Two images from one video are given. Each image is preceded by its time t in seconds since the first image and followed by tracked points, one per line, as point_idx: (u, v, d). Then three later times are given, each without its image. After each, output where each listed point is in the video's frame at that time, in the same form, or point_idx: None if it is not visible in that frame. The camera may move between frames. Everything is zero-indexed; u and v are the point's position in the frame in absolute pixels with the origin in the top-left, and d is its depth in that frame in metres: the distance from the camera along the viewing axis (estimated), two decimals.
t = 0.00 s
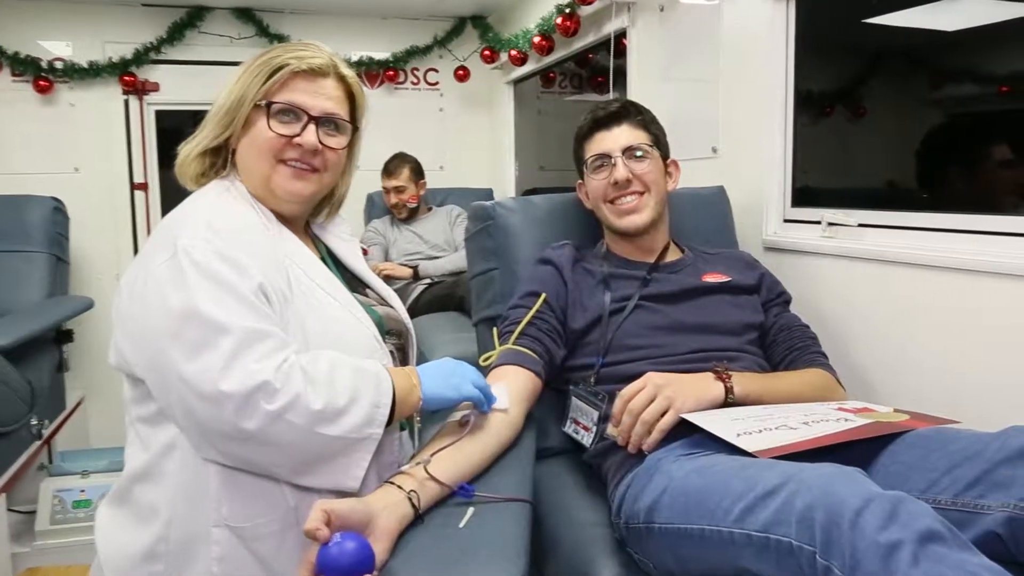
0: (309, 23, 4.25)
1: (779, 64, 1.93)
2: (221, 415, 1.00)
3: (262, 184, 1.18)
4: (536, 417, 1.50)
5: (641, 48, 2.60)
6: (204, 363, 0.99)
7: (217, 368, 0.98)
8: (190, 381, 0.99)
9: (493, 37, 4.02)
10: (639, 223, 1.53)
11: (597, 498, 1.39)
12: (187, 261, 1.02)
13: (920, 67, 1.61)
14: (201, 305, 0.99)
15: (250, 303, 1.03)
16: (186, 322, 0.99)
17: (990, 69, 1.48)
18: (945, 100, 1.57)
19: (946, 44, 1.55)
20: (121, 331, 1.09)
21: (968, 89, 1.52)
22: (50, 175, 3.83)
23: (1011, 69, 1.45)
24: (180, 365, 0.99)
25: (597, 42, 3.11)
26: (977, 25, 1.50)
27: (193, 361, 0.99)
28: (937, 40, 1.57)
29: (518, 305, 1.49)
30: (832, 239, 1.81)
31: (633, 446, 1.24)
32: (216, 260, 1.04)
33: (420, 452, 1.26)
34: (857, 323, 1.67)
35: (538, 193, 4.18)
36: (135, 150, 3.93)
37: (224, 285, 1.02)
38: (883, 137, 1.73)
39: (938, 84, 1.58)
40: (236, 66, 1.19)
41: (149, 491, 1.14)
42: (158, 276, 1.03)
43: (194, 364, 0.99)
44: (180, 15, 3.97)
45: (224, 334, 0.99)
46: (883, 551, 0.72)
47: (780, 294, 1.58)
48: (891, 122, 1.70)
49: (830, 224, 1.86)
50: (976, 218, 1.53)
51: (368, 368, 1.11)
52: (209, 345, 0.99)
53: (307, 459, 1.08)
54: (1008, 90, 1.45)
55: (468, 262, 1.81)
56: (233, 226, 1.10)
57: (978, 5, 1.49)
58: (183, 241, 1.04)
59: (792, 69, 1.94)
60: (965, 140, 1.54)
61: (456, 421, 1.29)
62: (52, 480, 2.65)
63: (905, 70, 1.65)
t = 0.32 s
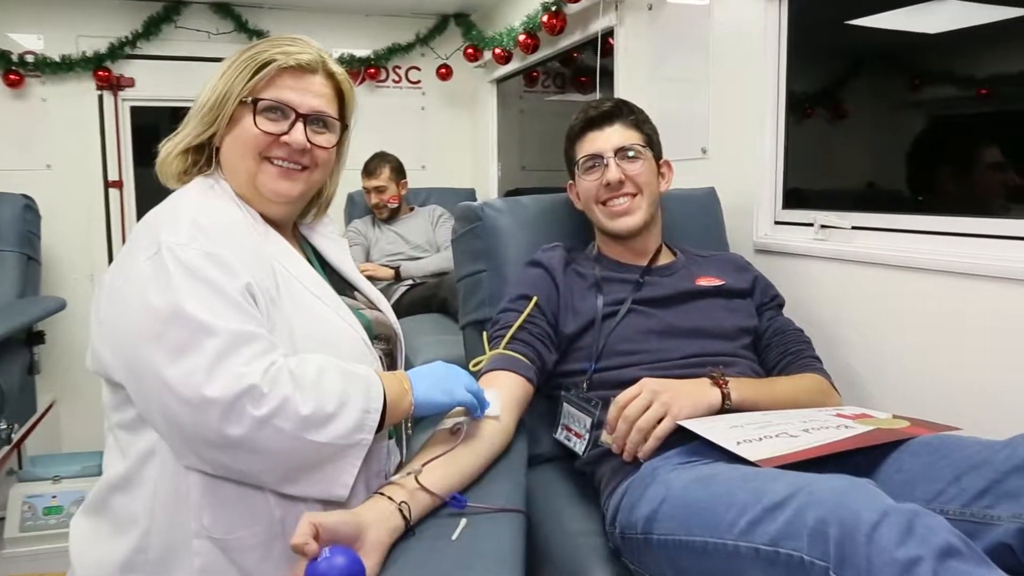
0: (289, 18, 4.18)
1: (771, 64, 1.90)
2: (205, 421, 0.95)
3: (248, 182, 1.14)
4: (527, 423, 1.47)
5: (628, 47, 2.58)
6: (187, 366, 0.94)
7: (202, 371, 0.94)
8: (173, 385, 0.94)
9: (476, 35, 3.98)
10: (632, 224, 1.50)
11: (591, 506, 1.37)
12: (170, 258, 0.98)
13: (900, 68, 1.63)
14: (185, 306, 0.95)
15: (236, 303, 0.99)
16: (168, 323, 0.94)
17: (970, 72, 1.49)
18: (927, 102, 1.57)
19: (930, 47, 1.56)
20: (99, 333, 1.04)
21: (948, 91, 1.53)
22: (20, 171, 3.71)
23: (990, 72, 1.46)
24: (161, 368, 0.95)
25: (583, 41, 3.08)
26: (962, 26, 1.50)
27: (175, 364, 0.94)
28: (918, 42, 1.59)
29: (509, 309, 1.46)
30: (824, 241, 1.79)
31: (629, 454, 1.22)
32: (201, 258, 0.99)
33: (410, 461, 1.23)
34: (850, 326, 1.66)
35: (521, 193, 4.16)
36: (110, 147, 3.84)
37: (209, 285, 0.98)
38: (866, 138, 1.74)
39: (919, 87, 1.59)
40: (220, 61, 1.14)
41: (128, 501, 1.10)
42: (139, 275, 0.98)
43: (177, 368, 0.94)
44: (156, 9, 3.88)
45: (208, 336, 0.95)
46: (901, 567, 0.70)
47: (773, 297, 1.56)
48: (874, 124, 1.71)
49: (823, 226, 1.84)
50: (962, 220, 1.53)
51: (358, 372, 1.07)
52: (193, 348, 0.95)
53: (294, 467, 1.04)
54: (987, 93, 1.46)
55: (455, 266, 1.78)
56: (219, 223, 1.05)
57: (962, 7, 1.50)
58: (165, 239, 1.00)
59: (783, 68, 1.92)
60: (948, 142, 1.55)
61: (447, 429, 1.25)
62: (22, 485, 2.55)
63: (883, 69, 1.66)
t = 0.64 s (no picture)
0: (267, 14, 4.09)
1: (767, 64, 1.88)
2: (196, 433, 0.90)
3: (244, 186, 1.09)
4: (525, 433, 1.43)
5: (618, 46, 2.56)
6: (178, 375, 0.89)
7: (194, 381, 0.89)
8: (162, 395, 0.89)
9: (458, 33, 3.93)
10: (632, 229, 1.47)
11: (592, 517, 1.33)
12: (162, 260, 0.93)
13: (881, 68, 1.64)
14: (178, 310, 0.89)
15: (231, 309, 0.94)
16: (160, 330, 0.89)
17: (948, 74, 1.51)
18: (906, 103, 1.60)
19: (911, 47, 1.58)
20: (85, 339, 0.98)
21: (929, 93, 1.55)
22: None
23: (968, 73, 1.47)
24: (151, 377, 0.89)
25: (570, 39, 3.05)
26: (949, 27, 1.50)
27: (165, 373, 0.89)
28: (897, 42, 1.60)
29: (506, 315, 1.42)
30: (821, 245, 1.77)
31: (633, 465, 1.18)
32: (195, 260, 0.94)
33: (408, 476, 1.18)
34: (847, 330, 1.65)
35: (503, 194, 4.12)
36: (81, 146, 3.73)
37: (203, 289, 0.93)
38: (846, 135, 1.77)
39: (899, 87, 1.61)
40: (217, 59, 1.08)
41: (111, 515, 1.04)
42: (128, 278, 0.93)
43: (168, 377, 0.89)
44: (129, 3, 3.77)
45: (201, 343, 0.89)
46: None
47: (773, 303, 1.55)
48: (852, 121, 1.74)
49: (821, 229, 1.82)
50: (956, 224, 1.53)
51: (356, 382, 1.02)
52: (186, 356, 0.89)
53: (289, 482, 0.99)
54: (966, 95, 1.48)
55: (448, 270, 1.75)
56: (213, 223, 1.01)
57: (945, 8, 1.51)
58: (157, 239, 0.94)
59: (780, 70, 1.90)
60: (930, 141, 1.57)
61: (447, 442, 1.21)
62: None
63: (859, 68, 1.69)
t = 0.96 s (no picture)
0: (245, 10, 3.99)
1: (767, 63, 1.85)
2: (196, 451, 0.85)
3: (243, 192, 1.04)
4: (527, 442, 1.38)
5: (608, 45, 2.53)
6: (178, 389, 0.84)
7: (195, 396, 0.84)
8: (160, 410, 0.84)
9: (442, 31, 3.88)
10: (636, 232, 1.43)
11: (597, 528, 1.30)
12: (160, 267, 0.88)
13: (859, 70, 1.68)
14: (178, 320, 0.84)
15: (233, 318, 0.89)
16: (158, 341, 0.84)
17: (929, 74, 1.54)
18: (886, 104, 1.63)
19: (891, 50, 1.61)
20: (73, 349, 0.92)
21: (909, 93, 1.58)
22: None
23: (948, 74, 1.51)
24: (148, 391, 0.84)
25: (558, 39, 3.02)
26: (937, 28, 1.52)
27: (164, 388, 0.84)
28: (876, 44, 1.64)
29: (508, 321, 1.38)
30: (824, 248, 1.73)
31: (644, 476, 1.15)
32: (195, 266, 0.89)
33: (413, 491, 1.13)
34: (847, 334, 1.63)
35: (485, 194, 4.06)
36: (51, 145, 3.61)
37: (204, 298, 0.88)
38: (820, 132, 1.81)
39: (880, 87, 1.64)
40: (217, 58, 1.03)
41: (100, 535, 0.97)
42: (123, 285, 0.87)
43: (166, 391, 0.84)
44: None
45: (203, 356, 0.85)
46: None
47: (778, 307, 1.52)
48: (830, 124, 1.78)
49: (823, 232, 1.77)
50: (953, 226, 1.53)
51: (363, 395, 0.98)
52: (186, 368, 0.84)
53: (293, 500, 0.94)
54: (946, 96, 1.51)
55: (442, 274, 1.72)
56: (212, 228, 0.96)
57: (929, 8, 1.54)
58: (154, 245, 0.89)
59: (779, 71, 1.86)
60: (909, 140, 1.60)
61: (451, 455, 1.16)
62: None
63: (835, 70, 1.74)
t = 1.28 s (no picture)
0: (224, 3, 3.90)
1: (768, 60, 1.83)
2: (199, 468, 0.79)
3: (242, 191, 0.98)
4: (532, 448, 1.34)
5: (600, 40, 2.49)
6: (179, 403, 0.78)
7: (198, 409, 0.78)
8: (160, 426, 0.78)
9: (426, 26, 3.82)
10: (644, 232, 1.40)
11: (608, 537, 1.26)
12: (156, 272, 0.82)
13: (844, 66, 1.72)
14: (178, 329, 0.79)
15: (236, 326, 0.84)
16: (156, 351, 0.79)
17: (912, 71, 1.57)
18: (867, 100, 1.67)
19: (871, 46, 1.65)
20: (65, 361, 0.86)
21: (889, 89, 1.61)
22: None
23: (931, 71, 1.53)
24: (147, 405, 0.78)
25: (548, 34, 2.97)
26: (914, 27, 1.56)
27: (165, 402, 0.78)
28: (857, 41, 1.68)
29: (513, 324, 1.34)
30: (828, 247, 1.71)
31: (659, 485, 1.11)
32: (194, 271, 0.84)
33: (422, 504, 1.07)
34: (851, 334, 1.62)
35: (469, 191, 3.97)
36: (23, 141, 3.50)
37: (205, 305, 0.82)
38: (808, 132, 1.83)
39: (862, 84, 1.68)
40: (209, 50, 0.97)
41: (94, 556, 0.91)
42: (117, 292, 0.82)
43: (167, 405, 0.78)
44: None
45: (206, 367, 0.79)
46: None
47: (786, 307, 1.49)
48: (815, 119, 1.81)
49: (828, 231, 1.76)
50: (955, 226, 1.52)
51: (372, 403, 0.93)
52: (187, 380, 0.79)
53: (301, 517, 0.89)
54: (928, 92, 1.54)
55: (438, 274, 1.65)
56: (211, 230, 0.90)
57: (910, 6, 1.56)
58: (151, 249, 0.84)
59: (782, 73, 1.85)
60: (892, 137, 1.63)
61: (462, 466, 1.11)
62: None
63: (822, 67, 1.78)
